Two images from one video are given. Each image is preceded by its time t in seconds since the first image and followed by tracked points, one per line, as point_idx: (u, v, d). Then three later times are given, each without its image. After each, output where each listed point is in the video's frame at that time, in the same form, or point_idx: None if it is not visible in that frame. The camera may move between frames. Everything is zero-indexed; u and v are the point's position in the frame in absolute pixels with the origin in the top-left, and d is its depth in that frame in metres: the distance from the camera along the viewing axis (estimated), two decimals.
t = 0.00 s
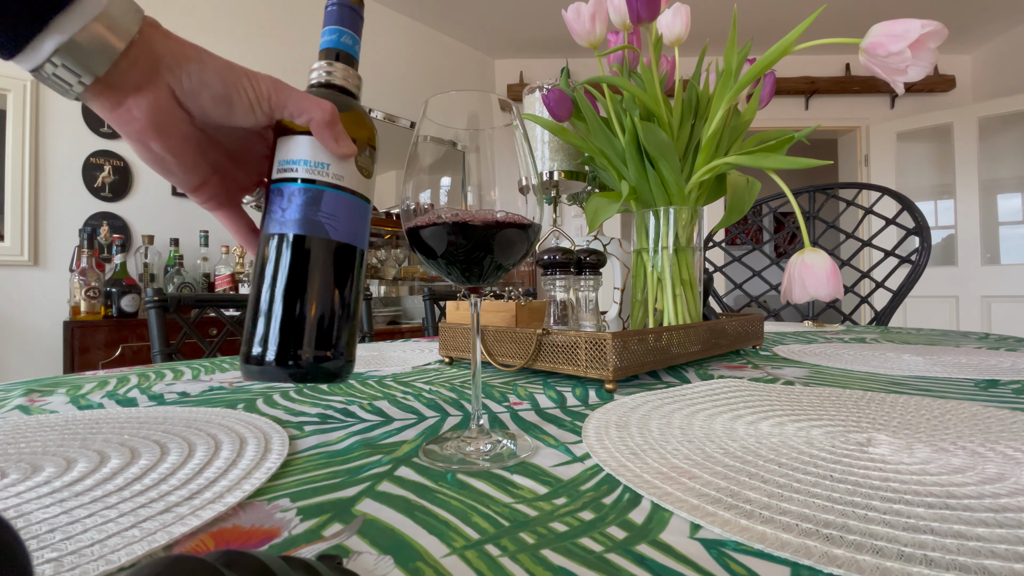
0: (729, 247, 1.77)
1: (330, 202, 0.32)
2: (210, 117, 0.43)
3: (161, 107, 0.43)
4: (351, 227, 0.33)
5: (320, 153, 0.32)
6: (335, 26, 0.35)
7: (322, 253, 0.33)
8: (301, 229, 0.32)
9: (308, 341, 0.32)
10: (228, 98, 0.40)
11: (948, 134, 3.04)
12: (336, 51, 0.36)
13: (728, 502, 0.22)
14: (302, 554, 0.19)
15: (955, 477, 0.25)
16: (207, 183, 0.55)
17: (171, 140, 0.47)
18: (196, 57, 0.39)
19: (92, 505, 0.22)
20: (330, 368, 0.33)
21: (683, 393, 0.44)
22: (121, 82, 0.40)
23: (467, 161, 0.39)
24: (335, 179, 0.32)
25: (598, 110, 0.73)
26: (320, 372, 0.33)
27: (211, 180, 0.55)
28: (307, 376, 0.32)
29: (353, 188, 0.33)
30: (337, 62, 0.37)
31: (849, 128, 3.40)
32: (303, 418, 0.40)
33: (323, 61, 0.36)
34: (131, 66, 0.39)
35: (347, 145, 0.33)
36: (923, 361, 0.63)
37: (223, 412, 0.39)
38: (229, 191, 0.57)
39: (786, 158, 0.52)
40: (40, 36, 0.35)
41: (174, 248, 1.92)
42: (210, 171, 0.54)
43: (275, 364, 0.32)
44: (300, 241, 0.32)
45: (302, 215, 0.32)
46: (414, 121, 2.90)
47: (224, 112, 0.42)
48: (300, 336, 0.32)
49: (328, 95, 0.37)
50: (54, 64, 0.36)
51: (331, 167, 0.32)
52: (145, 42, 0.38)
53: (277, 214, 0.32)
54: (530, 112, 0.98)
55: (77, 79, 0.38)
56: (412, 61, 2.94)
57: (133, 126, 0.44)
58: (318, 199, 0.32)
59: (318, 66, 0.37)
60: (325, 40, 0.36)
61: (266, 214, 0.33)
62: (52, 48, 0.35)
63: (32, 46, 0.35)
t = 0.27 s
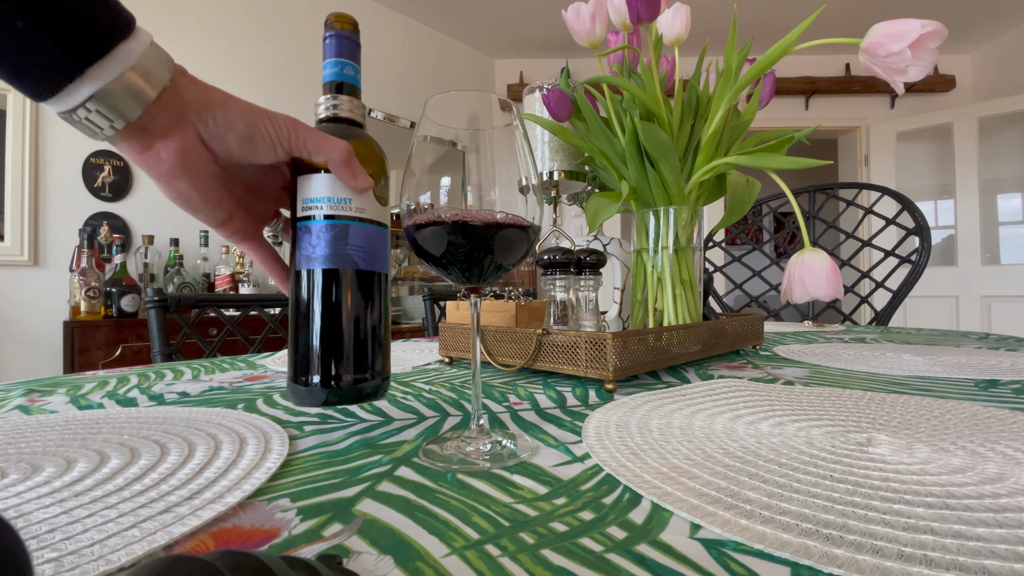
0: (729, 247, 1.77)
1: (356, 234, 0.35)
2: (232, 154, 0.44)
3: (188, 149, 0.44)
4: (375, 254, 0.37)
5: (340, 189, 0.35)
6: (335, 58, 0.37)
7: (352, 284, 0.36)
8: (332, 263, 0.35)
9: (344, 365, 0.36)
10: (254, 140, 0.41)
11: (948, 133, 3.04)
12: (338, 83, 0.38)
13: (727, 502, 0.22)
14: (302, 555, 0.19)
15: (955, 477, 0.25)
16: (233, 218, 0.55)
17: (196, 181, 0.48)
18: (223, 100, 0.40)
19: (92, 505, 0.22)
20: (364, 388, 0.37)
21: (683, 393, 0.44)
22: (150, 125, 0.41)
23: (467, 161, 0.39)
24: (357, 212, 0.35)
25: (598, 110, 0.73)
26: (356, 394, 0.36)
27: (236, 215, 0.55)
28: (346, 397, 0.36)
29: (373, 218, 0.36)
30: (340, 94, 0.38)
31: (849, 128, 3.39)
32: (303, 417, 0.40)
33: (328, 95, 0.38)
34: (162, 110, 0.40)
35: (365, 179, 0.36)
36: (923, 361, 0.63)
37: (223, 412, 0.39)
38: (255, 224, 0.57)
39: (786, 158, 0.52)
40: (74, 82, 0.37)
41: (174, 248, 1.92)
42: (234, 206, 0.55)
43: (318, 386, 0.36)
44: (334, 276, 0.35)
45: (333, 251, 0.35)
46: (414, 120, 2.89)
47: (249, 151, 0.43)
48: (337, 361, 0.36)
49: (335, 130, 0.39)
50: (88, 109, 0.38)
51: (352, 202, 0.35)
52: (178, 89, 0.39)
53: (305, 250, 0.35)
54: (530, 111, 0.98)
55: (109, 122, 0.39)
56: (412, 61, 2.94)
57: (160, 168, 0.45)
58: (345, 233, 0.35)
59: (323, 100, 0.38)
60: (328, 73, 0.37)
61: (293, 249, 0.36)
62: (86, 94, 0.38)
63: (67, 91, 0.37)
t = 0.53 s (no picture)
0: (729, 247, 1.77)
1: (373, 253, 0.35)
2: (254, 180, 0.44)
3: (208, 175, 0.43)
4: (391, 270, 0.37)
5: (355, 209, 0.34)
6: (344, 75, 0.35)
7: (365, 302, 0.36)
8: (348, 281, 0.35)
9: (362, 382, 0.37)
10: (272, 165, 0.41)
11: (948, 134, 3.04)
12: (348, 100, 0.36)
13: (727, 502, 0.22)
14: (302, 554, 0.19)
15: (955, 477, 0.25)
16: (249, 239, 0.54)
17: (214, 206, 0.48)
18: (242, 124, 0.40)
19: (92, 505, 0.22)
20: (381, 403, 0.37)
21: (683, 393, 0.44)
22: (170, 153, 0.41)
23: (467, 161, 0.39)
24: (373, 231, 0.35)
25: (598, 110, 0.73)
26: (372, 408, 0.37)
27: (253, 237, 0.55)
28: (364, 411, 0.37)
29: (389, 235, 0.36)
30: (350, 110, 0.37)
31: (849, 128, 3.39)
32: (303, 417, 0.40)
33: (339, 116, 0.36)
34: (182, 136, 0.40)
35: (380, 200, 0.36)
36: (923, 361, 0.63)
37: (223, 412, 0.39)
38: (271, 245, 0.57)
39: (786, 158, 0.52)
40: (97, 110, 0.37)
41: (174, 248, 1.92)
42: (250, 228, 0.54)
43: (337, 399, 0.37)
44: (349, 293, 0.35)
45: (350, 269, 0.35)
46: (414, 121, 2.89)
47: (269, 175, 0.43)
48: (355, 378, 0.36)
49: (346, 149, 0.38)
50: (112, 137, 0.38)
51: (368, 221, 0.35)
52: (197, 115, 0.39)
53: (321, 269, 0.35)
54: (530, 111, 0.98)
55: (129, 148, 0.39)
56: (412, 61, 2.94)
57: (180, 195, 0.44)
58: (362, 252, 0.35)
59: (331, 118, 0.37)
60: (336, 90, 0.35)
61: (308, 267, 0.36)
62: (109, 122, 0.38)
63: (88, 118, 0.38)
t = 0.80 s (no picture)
0: (729, 247, 1.77)
1: (370, 268, 0.32)
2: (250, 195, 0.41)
3: (201, 190, 0.41)
4: (391, 285, 0.34)
5: (352, 222, 0.31)
6: (345, 85, 0.32)
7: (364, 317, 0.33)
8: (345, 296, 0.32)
9: (359, 373, 0.33)
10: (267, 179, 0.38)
11: (948, 134, 3.04)
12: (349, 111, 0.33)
13: (728, 502, 0.22)
14: (302, 554, 0.19)
15: (954, 477, 0.25)
16: (247, 252, 0.52)
17: (209, 220, 0.45)
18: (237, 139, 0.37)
19: (92, 505, 0.22)
20: (377, 417, 0.34)
21: (683, 393, 0.44)
22: (161, 168, 0.38)
23: (468, 160, 0.39)
24: (370, 246, 0.32)
25: (598, 110, 0.73)
26: (367, 425, 0.34)
27: (251, 249, 0.52)
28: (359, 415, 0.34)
29: (388, 249, 0.33)
30: (351, 122, 0.34)
31: (849, 128, 3.39)
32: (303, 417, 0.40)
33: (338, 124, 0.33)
34: (174, 151, 0.38)
35: (379, 214, 0.32)
36: (923, 361, 0.63)
37: (224, 412, 0.40)
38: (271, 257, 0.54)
39: (786, 158, 0.52)
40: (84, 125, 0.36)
41: (174, 248, 1.92)
42: (248, 239, 0.51)
43: (331, 393, 0.33)
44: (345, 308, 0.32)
45: (346, 285, 0.32)
46: (414, 121, 2.89)
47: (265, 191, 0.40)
48: (353, 368, 0.33)
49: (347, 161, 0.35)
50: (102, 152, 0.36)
51: (365, 235, 0.32)
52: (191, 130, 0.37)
53: (317, 284, 0.32)
54: (529, 111, 0.98)
55: (120, 164, 0.37)
56: (412, 61, 2.94)
57: (173, 211, 0.42)
58: (358, 267, 0.32)
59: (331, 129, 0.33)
60: (337, 100, 0.32)
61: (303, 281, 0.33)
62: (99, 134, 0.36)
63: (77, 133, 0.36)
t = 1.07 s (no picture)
0: (729, 247, 1.77)
1: (366, 276, 0.31)
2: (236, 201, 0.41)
3: (187, 195, 0.42)
4: (388, 293, 0.33)
5: (349, 228, 0.31)
6: (341, 82, 0.32)
7: (359, 327, 0.32)
8: (340, 305, 0.31)
9: (356, 344, 0.32)
10: (253, 186, 0.37)
11: (948, 134, 3.04)
12: (345, 109, 0.32)
13: (727, 502, 0.22)
14: (302, 554, 0.19)
15: (955, 477, 0.25)
16: (240, 258, 0.52)
17: (199, 226, 0.46)
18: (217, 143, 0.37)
19: (92, 505, 0.22)
20: (377, 424, 0.34)
21: (683, 393, 0.44)
22: (146, 174, 0.39)
23: (467, 160, 0.39)
24: (367, 253, 0.31)
25: (598, 110, 0.73)
26: (367, 432, 0.33)
27: (243, 256, 0.52)
28: (359, 400, 0.32)
29: (386, 256, 0.32)
30: (347, 121, 0.33)
31: (849, 128, 3.39)
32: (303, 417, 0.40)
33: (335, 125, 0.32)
34: (156, 158, 0.38)
35: (373, 221, 0.31)
36: (924, 361, 0.63)
37: (224, 412, 0.40)
38: (265, 262, 0.54)
39: (786, 158, 0.52)
40: (66, 130, 0.35)
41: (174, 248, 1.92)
42: (241, 245, 0.52)
43: (328, 372, 0.32)
44: (339, 317, 0.31)
45: (342, 294, 0.31)
46: (415, 121, 2.89)
47: (251, 196, 0.39)
48: (349, 337, 0.31)
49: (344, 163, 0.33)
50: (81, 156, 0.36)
51: (362, 242, 0.31)
52: (174, 136, 0.37)
53: (313, 292, 0.31)
54: (530, 111, 0.98)
55: (100, 169, 0.38)
56: (412, 60, 2.94)
57: (158, 219, 0.44)
58: (354, 275, 0.31)
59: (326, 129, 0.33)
60: (332, 98, 0.32)
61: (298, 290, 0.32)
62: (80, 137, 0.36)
63: (56, 138, 0.36)
